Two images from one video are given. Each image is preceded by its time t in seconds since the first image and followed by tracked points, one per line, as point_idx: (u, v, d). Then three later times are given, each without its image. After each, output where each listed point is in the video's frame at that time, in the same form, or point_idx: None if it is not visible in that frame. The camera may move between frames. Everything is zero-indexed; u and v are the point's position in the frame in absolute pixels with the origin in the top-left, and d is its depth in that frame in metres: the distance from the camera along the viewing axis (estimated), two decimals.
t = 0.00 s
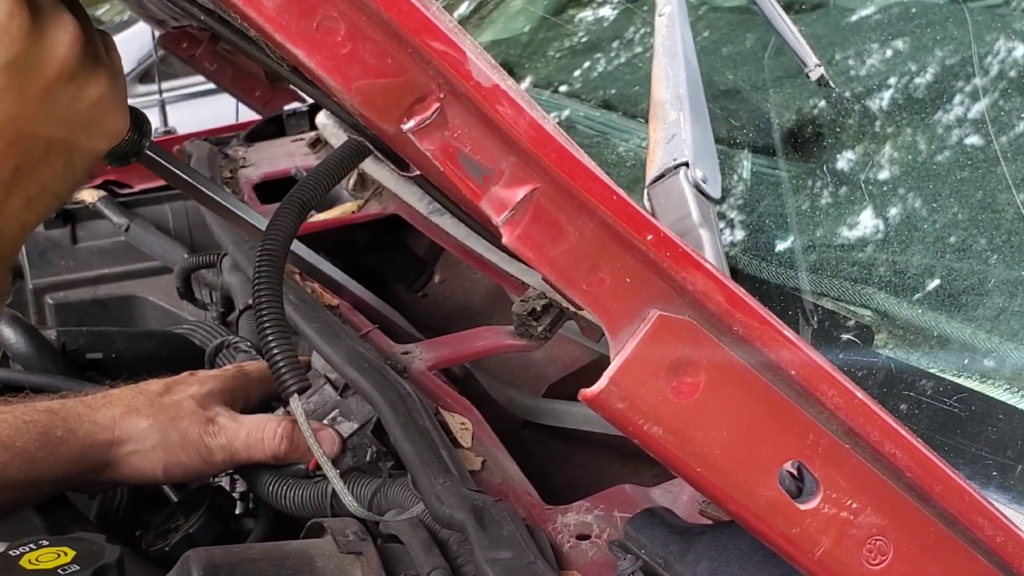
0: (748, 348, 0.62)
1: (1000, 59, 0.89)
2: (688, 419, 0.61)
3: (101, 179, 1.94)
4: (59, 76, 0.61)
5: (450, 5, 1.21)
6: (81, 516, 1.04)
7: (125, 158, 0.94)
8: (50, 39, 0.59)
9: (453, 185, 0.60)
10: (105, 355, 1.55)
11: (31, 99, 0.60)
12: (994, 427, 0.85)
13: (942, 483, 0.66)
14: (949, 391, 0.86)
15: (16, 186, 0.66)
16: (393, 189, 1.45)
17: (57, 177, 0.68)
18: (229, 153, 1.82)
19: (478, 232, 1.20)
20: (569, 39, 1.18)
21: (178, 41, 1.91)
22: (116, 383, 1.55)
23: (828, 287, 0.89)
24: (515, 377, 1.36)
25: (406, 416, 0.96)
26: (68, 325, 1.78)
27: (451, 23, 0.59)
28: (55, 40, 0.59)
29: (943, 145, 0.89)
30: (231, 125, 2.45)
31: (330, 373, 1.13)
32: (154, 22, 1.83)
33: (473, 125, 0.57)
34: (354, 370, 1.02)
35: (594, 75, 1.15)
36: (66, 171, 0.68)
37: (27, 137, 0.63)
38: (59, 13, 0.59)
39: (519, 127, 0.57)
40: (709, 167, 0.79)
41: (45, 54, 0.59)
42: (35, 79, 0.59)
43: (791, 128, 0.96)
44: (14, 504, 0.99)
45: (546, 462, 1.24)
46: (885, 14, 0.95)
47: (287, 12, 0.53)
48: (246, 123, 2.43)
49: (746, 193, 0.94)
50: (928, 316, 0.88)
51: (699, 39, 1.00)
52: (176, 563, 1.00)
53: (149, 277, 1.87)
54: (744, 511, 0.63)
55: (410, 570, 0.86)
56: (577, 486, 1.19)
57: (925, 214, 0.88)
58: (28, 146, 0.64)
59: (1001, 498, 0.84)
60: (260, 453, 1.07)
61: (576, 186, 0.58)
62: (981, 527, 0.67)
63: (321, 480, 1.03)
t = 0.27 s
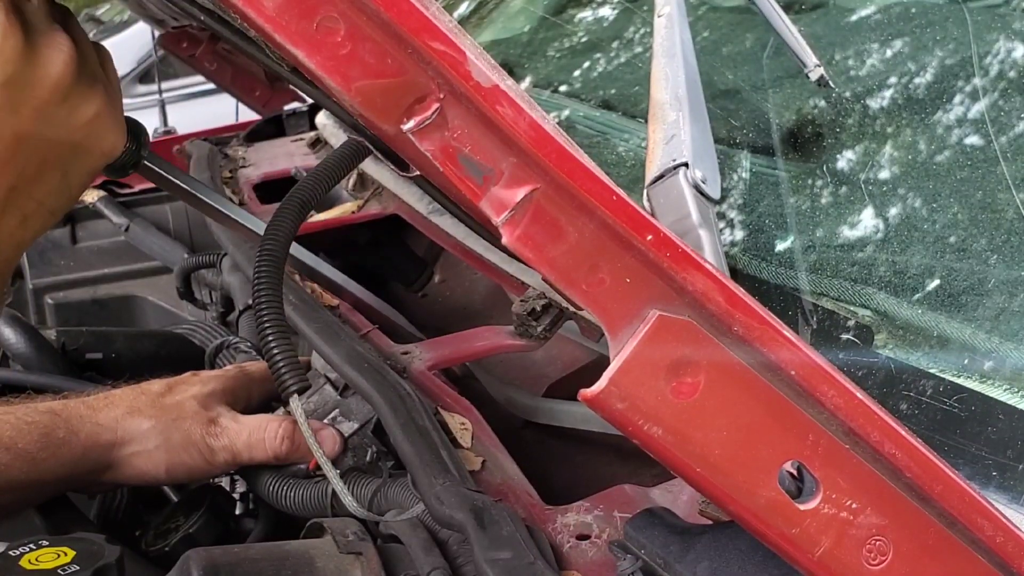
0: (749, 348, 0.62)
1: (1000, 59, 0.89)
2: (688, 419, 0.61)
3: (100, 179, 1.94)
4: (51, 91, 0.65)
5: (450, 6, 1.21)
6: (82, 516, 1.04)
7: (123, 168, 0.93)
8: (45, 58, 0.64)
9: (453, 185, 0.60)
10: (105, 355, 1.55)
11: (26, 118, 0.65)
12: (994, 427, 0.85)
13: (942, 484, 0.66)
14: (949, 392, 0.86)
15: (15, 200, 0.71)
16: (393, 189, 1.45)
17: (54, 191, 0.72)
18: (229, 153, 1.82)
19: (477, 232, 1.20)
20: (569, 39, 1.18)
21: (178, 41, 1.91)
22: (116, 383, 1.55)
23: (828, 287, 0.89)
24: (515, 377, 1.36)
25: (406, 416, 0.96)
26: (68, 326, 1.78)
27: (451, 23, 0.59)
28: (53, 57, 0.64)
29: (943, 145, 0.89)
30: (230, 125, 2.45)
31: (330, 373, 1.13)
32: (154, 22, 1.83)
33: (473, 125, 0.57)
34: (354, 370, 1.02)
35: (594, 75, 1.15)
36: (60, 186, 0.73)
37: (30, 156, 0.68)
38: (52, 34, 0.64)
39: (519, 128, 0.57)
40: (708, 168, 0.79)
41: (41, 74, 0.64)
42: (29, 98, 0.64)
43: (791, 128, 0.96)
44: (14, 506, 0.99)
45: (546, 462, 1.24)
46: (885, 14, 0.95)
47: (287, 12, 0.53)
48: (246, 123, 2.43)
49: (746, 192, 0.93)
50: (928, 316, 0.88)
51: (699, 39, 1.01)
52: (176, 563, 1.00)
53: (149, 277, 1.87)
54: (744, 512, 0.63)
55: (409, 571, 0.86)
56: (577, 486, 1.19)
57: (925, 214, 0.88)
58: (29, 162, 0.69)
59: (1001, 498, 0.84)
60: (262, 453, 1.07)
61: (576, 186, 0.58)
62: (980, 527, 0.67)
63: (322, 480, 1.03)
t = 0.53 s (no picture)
0: (748, 348, 0.62)
1: (1000, 59, 0.89)
2: (688, 419, 0.61)
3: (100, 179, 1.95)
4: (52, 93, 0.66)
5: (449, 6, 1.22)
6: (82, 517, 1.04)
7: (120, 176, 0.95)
8: (42, 63, 0.64)
9: (453, 186, 0.60)
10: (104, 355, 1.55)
11: (23, 125, 0.66)
12: (994, 427, 0.85)
13: (942, 484, 0.66)
14: (948, 392, 0.86)
15: (17, 206, 0.73)
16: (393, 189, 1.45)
17: (55, 198, 0.74)
18: (229, 153, 1.82)
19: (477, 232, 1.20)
20: (569, 39, 1.18)
21: (178, 41, 1.91)
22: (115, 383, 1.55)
23: (828, 287, 0.89)
24: (515, 377, 1.36)
25: (406, 417, 0.96)
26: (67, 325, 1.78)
27: (451, 24, 0.58)
28: (51, 61, 0.65)
29: (943, 144, 0.89)
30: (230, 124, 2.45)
31: (330, 372, 1.13)
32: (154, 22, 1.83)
33: (473, 125, 0.57)
34: (354, 370, 1.02)
35: (594, 75, 1.15)
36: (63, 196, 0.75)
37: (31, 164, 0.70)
38: (51, 41, 0.65)
39: (519, 128, 0.57)
40: (708, 168, 0.79)
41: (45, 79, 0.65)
42: (25, 106, 0.65)
43: (790, 128, 0.96)
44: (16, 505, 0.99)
45: (546, 462, 1.24)
46: (885, 14, 0.95)
47: (287, 13, 0.53)
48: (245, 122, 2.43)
49: (745, 193, 0.93)
50: (927, 316, 0.88)
51: (699, 39, 1.01)
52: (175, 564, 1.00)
53: (149, 277, 1.87)
54: (744, 512, 0.63)
55: (409, 571, 0.86)
56: (577, 486, 1.19)
57: (925, 213, 0.88)
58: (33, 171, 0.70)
59: (1001, 498, 0.83)
60: (263, 454, 1.07)
61: (576, 187, 0.58)
62: (980, 528, 0.67)
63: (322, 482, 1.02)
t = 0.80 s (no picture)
0: (748, 347, 0.62)
1: (1000, 59, 0.89)
2: (688, 418, 0.61)
3: (100, 179, 1.96)
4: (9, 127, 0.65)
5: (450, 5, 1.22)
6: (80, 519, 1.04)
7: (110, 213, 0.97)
8: None
9: (453, 185, 0.60)
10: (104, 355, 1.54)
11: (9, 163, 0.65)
12: (994, 427, 0.85)
13: (942, 483, 0.66)
14: (948, 391, 0.85)
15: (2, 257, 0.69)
16: (393, 189, 1.46)
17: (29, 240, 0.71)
18: (229, 153, 1.82)
19: (478, 232, 1.20)
20: (569, 39, 1.18)
21: (177, 41, 1.90)
22: (115, 382, 1.55)
23: (827, 286, 0.90)
24: (515, 377, 1.36)
25: (406, 416, 0.96)
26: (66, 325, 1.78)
27: (451, 23, 0.59)
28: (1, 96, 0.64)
29: (943, 144, 0.89)
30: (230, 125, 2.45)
31: (329, 373, 1.13)
32: (154, 22, 1.83)
33: (473, 123, 0.57)
34: (355, 370, 1.02)
35: (594, 75, 1.15)
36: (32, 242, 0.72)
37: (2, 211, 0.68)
38: None
39: (519, 127, 0.57)
40: (705, 170, 0.79)
41: None
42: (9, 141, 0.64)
43: (791, 127, 0.96)
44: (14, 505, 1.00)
45: (545, 462, 1.24)
46: (885, 13, 0.96)
47: (287, 12, 0.53)
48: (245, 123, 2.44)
49: (743, 192, 0.95)
50: (927, 316, 0.87)
51: (699, 38, 1.02)
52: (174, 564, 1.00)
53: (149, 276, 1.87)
54: (745, 511, 0.63)
55: (409, 570, 0.86)
56: (576, 485, 1.19)
57: (925, 213, 0.88)
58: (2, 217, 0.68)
59: (1001, 497, 0.82)
60: (263, 458, 1.07)
61: (576, 186, 0.58)
62: (980, 526, 0.67)
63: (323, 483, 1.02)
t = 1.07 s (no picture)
0: (748, 347, 0.62)
1: (999, 59, 0.90)
2: (687, 418, 0.61)
3: (100, 179, 1.95)
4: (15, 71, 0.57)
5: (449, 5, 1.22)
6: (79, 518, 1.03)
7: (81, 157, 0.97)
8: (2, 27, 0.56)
9: (453, 184, 0.60)
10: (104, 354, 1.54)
11: None
12: (993, 426, 0.85)
13: (941, 482, 0.66)
14: (948, 391, 0.86)
15: None
16: (393, 188, 1.46)
17: None
18: (229, 153, 1.82)
19: (478, 232, 1.20)
20: (569, 39, 1.18)
21: (178, 40, 1.91)
22: (115, 382, 1.55)
23: (827, 286, 0.90)
24: (515, 377, 1.37)
25: (406, 416, 0.96)
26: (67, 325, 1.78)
27: (451, 23, 0.59)
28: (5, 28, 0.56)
29: (943, 144, 0.89)
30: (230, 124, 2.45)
31: (329, 374, 1.13)
32: (154, 22, 1.83)
33: (472, 123, 0.57)
34: (354, 370, 1.02)
35: (594, 74, 1.15)
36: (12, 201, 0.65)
37: None
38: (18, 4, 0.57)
39: (519, 127, 0.57)
40: (705, 169, 0.80)
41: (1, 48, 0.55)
42: None
43: (790, 128, 0.96)
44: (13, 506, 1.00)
45: (545, 462, 1.24)
46: (884, 14, 0.96)
47: (286, 12, 0.53)
48: (246, 122, 2.44)
49: (743, 193, 0.94)
50: (927, 316, 0.87)
51: (699, 38, 1.01)
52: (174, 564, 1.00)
53: (149, 276, 1.87)
54: (744, 511, 0.63)
55: (409, 570, 0.86)
56: (576, 485, 1.19)
57: (924, 213, 0.88)
58: None
59: (1000, 497, 0.83)
60: (260, 456, 1.07)
61: (576, 186, 0.58)
62: (980, 526, 0.67)
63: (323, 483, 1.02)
